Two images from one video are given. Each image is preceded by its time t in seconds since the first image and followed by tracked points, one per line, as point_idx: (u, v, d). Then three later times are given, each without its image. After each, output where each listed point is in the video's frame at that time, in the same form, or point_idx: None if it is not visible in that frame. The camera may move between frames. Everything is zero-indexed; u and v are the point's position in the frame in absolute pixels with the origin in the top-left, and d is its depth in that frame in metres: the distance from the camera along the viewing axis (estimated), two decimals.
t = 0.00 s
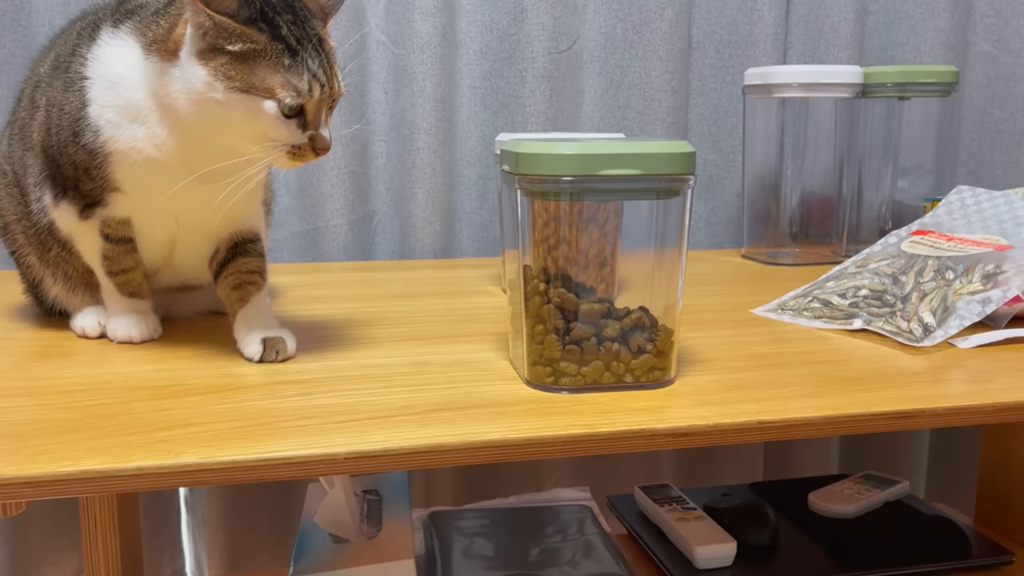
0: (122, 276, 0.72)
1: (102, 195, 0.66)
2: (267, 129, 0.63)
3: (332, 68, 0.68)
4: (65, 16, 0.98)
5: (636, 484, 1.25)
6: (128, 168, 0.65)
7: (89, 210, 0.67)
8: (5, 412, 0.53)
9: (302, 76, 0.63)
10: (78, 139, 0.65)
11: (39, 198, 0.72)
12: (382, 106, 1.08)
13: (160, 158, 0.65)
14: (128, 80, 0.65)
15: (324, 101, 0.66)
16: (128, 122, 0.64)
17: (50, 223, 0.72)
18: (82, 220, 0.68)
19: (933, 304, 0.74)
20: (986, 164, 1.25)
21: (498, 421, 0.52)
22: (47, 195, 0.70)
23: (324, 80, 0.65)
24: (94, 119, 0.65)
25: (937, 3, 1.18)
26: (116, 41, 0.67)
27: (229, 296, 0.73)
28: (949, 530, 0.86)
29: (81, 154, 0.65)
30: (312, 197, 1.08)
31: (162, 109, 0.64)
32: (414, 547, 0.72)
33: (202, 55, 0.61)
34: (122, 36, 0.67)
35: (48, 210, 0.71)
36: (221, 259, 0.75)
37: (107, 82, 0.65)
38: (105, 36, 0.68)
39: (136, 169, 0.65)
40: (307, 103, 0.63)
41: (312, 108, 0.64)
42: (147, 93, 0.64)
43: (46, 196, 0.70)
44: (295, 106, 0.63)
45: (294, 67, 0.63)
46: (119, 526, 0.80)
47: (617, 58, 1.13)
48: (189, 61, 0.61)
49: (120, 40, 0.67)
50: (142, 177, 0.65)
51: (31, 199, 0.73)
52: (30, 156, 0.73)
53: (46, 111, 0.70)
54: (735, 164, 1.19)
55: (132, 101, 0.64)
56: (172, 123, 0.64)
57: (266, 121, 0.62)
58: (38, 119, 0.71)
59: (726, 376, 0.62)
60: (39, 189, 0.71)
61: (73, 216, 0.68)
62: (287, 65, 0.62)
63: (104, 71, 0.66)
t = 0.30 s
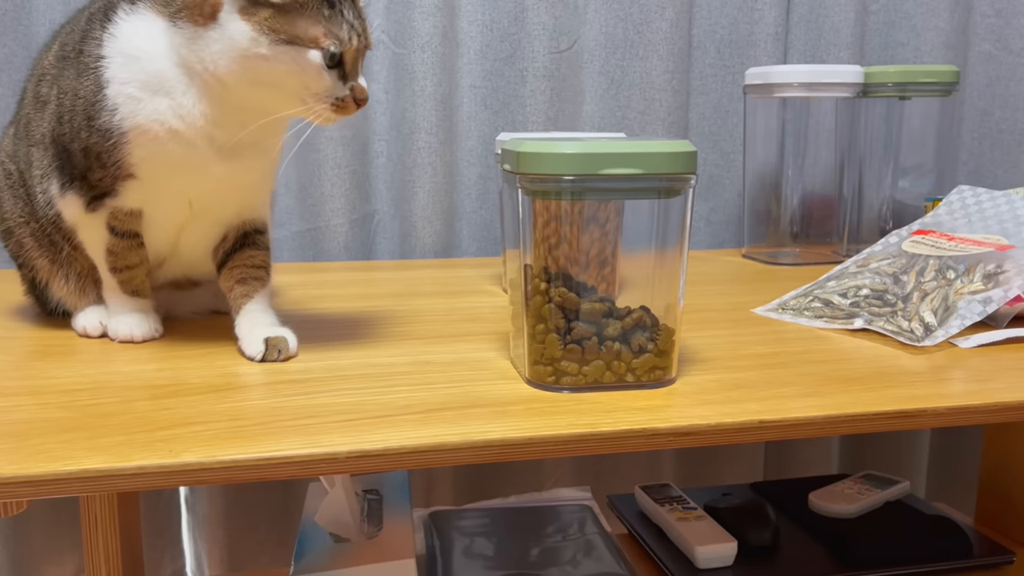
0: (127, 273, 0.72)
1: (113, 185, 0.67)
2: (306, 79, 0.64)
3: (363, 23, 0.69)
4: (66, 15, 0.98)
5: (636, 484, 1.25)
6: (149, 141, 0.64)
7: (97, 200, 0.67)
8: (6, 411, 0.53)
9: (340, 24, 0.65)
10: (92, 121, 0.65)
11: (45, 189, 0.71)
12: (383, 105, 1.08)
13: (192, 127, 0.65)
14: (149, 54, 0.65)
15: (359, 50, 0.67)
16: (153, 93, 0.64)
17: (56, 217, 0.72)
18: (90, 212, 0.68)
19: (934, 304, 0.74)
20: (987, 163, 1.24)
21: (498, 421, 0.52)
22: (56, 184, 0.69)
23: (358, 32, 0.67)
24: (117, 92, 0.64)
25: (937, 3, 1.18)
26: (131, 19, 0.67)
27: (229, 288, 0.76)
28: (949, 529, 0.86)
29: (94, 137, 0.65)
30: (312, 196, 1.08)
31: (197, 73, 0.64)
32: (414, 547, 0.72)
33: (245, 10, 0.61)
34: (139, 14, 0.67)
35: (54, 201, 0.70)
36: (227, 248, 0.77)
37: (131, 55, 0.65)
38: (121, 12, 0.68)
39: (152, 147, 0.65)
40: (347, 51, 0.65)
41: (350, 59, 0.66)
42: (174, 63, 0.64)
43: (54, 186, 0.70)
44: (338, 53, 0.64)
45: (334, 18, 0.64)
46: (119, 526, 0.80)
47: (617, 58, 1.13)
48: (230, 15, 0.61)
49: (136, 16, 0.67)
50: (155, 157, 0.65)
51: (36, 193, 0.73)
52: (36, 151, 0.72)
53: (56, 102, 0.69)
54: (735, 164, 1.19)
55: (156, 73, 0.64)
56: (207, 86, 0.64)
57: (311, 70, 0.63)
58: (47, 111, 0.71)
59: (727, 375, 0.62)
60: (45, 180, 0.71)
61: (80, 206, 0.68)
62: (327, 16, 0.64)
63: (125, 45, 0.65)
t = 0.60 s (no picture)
0: (125, 273, 0.72)
1: (107, 186, 0.67)
2: (336, 110, 0.68)
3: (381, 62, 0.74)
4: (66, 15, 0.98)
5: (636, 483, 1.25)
6: (153, 143, 0.65)
7: (91, 202, 0.67)
8: (6, 410, 0.53)
9: (372, 63, 0.70)
10: (88, 121, 0.65)
11: (39, 188, 0.71)
12: (383, 105, 1.08)
13: (200, 131, 0.65)
14: (161, 57, 0.65)
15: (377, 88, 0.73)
16: (166, 97, 0.64)
17: (49, 217, 0.72)
18: (86, 212, 0.68)
19: (935, 303, 0.74)
20: (987, 163, 1.25)
21: (499, 420, 0.52)
22: (49, 184, 0.69)
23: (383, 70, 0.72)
24: (120, 92, 0.64)
25: (938, 3, 1.18)
26: (146, 18, 0.67)
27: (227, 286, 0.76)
28: (949, 529, 0.86)
29: (89, 136, 0.65)
30: (311, 196, 1.08)
31: (225, 87, 0.66)
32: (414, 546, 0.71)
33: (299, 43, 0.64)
34: (156, 15, 0.67)
35: (48, 201, 0.70)
36: (224, 247, 0.77)
37: (143, 56, 0.65)
38: (131, 13, 0.67)
39: (156, 150, 0.65)
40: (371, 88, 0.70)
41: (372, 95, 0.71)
42: (193, 71, 0.65)
43: (47, 186, 0.69)
44: (364, 89, 0.69)
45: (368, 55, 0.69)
46: (119, 525, 0.80)
47: (618, 58, 1.13)
48: (288, 45, 0.64)
49: (149, 19, 0.67)
50: (153, 158, 0.65)
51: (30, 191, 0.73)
52: (28, 149, 0.72)
53: (53, 101, 0.68)
54: (735, 164, 1.19)
55: (170, 77, 0.64)
56: (235, 101, 0.66)
57: (342, 103, 0.68)
58: (42, 110, 0.70)
59: (728, 374, 0.62)
60: (39, 179, 0.70)
61: (75, 207, 0.68)
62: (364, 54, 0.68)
63: (133, 45, 0.65)
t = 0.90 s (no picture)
0: (127, 273, 0.72)
1: (116, 185, 0.67)
2: (325, 108, 0.68)
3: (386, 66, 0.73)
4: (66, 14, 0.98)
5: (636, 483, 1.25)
6: (168, 146, 0.65)
7: (98, 200, 0.67)
8: (6, 409, 0.53)
9: (367, 65, 0.69)
10: (102, 121, 0.65)
11: (40, 185, 0.71)
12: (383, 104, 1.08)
13: (215, 134, 0.67)
14: (180, 60, 0.66)
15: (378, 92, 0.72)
16: (184, 99, 0.66)
17: (51, 216, 0.72)
18: (90, 212, 0.68)
19: (935, 303, 0.74)
20: (987, 163, 1.25)
21: (499, 419, 0.52)
22: (52, 182, 0.69)
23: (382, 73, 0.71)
24: (138, 95, 0.65)
25: (938, 3, 1.18)
26: (162, 22, 0.68)
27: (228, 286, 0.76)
28: (949, 529, 0.86)
29: (102, 134, 0.65)
30: (312, 195, 1.08)
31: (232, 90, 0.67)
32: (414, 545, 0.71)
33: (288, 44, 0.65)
34: (174, 18, 0.68)
35: (51, 200, 0.70)
36: (227, 247, 0.77)
37: (160, 58, 0.66)
38: (150, 15, 0.69)
39: (171, 151, 0.66)
40: (365, 90, 0.69)
41: (368, 96, 0.70)
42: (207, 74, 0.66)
43: (49, 183, 0.69)
44: (356, 89, 0.68)
45: (365, 58, 0.68)
46: (119, 524, 0.80)
47: (618, 57, 1.13)
48: (275, 46, 0.65)
49: (169, 21, 0.68)
50: (167, 159, 0.66)
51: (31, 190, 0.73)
52: (31, 146, 0.72)
53: (62, 100, 0.68)
54: (735, 164, 1.19)
55: (187, 80, 0.66)
56: (241, 103, 0.67)
57: (329, 103, 0.67)
58: (48, 108, 0.70)
59: (728, 374, 0.62)
60: (41, 176, 0.71)
61: (78, 207, 0.68)
62: (361, 57, 0.68)
63: (151, 48, 0.66)
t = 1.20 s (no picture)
0: (129, 271, 0.72)
1: (119, 184, 0.67)
2: (292, 102, 0.65)
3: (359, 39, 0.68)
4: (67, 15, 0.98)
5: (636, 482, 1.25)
6: (157, 147, 0.65)
7: (101, 198, 0.67)
8: (7, 408, 0.53)
9: (330, 39, 0.65)
10: (102, 120, 0.66)
11: (45, 185, 0.72)
12: (383, 105, 1.08)
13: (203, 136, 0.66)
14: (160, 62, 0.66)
15: (352, 65, 0.67)
16: (163, 102, 0.65)
17: (57, 215, 0.72)
18: (95, 211, 0.68)
19: (935, 302, 0.74)
20: (987, 163, 1.25)
21: (499, 418, 0.52)
22: (57, 182, 0.69)
23: (352, 46, 0.67)
24: (127, 96, 0.66)
25: (938, 3, 1.18)
26: (149, 24, 0.68)
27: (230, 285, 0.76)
28: (949, 529, 0.86)
29: (101, 134, 0.66)
30: (312, 194, 1.08)
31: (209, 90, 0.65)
32: (414, 545, 0.71)
33: (239, 37, 0.62)
34: (155, 18, 0.68)
35: (55, 198, 0.70)
36: (230, 246, 0.77)
37: (143, 61, 0.66)
38: (138, 18, 0.69)
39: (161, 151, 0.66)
40: (333, 65, 0.65)
41: (341, 74, 0.66)
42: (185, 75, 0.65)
43: (54, 183, 0.70)
44: (322, 67, 0.64)
45: (326, 34, 0.65)
46: (119, 523, 0.80)
47: (618, 57, 1.13)
48: (230, 40, 0.63)
49: (153, 22, 0.68)
50: (163, 159, 0.66)
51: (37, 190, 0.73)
52: (39, 145, 0.73)
53: (68, 99, 0.69)
54: (736, 163, 1.19)
55: (168, 81, 0.65)
56: (216, 101, 0.65)
57: (293, 90, 0.64)
58: (56, 107, 0.71)
59: (728, 373, 0.62)
60: (46, 176, 0.71)
61: (83, 205, 0.68)
62: (320, 33, 0.64)
63: (136, 52, 0.66)
